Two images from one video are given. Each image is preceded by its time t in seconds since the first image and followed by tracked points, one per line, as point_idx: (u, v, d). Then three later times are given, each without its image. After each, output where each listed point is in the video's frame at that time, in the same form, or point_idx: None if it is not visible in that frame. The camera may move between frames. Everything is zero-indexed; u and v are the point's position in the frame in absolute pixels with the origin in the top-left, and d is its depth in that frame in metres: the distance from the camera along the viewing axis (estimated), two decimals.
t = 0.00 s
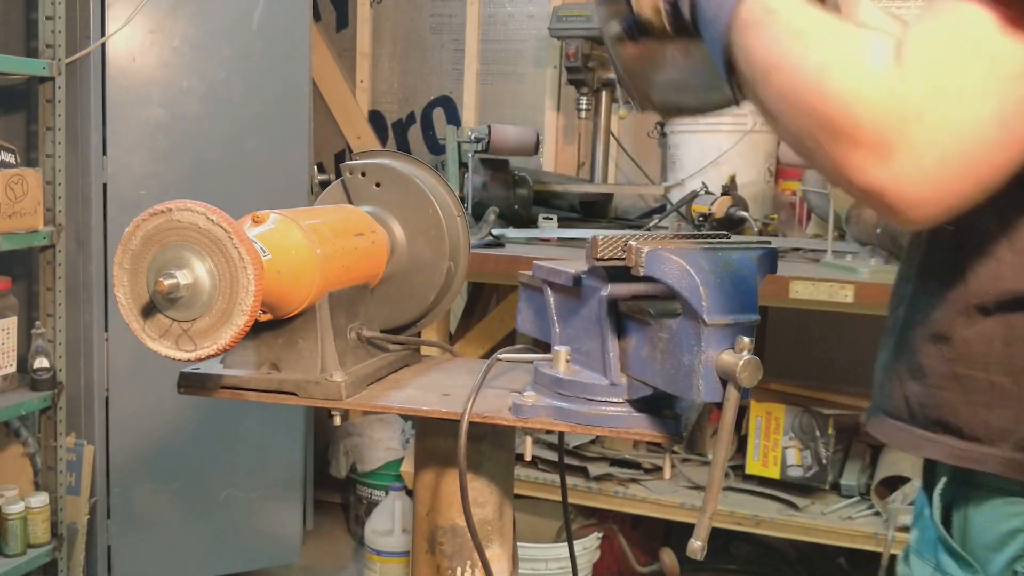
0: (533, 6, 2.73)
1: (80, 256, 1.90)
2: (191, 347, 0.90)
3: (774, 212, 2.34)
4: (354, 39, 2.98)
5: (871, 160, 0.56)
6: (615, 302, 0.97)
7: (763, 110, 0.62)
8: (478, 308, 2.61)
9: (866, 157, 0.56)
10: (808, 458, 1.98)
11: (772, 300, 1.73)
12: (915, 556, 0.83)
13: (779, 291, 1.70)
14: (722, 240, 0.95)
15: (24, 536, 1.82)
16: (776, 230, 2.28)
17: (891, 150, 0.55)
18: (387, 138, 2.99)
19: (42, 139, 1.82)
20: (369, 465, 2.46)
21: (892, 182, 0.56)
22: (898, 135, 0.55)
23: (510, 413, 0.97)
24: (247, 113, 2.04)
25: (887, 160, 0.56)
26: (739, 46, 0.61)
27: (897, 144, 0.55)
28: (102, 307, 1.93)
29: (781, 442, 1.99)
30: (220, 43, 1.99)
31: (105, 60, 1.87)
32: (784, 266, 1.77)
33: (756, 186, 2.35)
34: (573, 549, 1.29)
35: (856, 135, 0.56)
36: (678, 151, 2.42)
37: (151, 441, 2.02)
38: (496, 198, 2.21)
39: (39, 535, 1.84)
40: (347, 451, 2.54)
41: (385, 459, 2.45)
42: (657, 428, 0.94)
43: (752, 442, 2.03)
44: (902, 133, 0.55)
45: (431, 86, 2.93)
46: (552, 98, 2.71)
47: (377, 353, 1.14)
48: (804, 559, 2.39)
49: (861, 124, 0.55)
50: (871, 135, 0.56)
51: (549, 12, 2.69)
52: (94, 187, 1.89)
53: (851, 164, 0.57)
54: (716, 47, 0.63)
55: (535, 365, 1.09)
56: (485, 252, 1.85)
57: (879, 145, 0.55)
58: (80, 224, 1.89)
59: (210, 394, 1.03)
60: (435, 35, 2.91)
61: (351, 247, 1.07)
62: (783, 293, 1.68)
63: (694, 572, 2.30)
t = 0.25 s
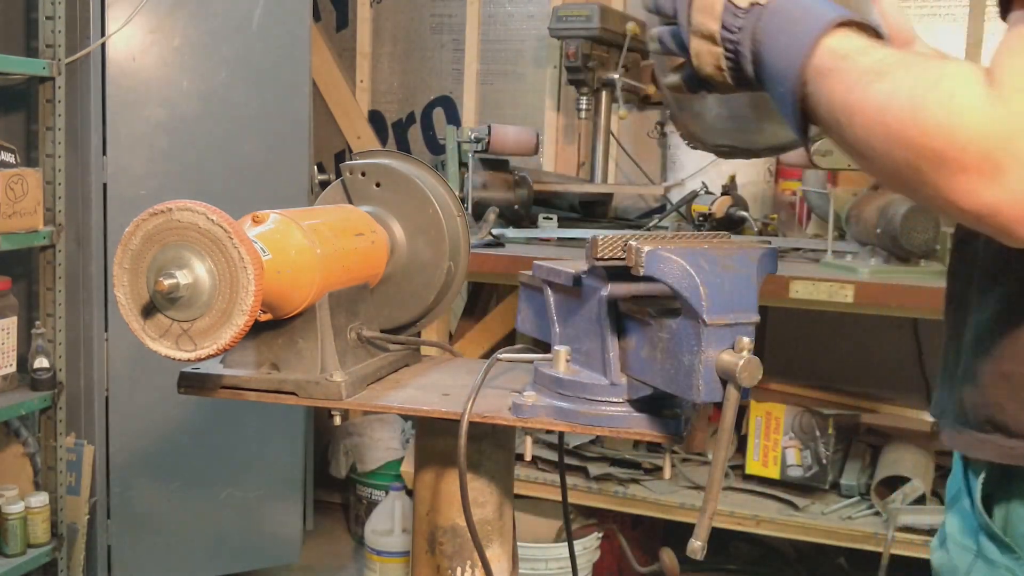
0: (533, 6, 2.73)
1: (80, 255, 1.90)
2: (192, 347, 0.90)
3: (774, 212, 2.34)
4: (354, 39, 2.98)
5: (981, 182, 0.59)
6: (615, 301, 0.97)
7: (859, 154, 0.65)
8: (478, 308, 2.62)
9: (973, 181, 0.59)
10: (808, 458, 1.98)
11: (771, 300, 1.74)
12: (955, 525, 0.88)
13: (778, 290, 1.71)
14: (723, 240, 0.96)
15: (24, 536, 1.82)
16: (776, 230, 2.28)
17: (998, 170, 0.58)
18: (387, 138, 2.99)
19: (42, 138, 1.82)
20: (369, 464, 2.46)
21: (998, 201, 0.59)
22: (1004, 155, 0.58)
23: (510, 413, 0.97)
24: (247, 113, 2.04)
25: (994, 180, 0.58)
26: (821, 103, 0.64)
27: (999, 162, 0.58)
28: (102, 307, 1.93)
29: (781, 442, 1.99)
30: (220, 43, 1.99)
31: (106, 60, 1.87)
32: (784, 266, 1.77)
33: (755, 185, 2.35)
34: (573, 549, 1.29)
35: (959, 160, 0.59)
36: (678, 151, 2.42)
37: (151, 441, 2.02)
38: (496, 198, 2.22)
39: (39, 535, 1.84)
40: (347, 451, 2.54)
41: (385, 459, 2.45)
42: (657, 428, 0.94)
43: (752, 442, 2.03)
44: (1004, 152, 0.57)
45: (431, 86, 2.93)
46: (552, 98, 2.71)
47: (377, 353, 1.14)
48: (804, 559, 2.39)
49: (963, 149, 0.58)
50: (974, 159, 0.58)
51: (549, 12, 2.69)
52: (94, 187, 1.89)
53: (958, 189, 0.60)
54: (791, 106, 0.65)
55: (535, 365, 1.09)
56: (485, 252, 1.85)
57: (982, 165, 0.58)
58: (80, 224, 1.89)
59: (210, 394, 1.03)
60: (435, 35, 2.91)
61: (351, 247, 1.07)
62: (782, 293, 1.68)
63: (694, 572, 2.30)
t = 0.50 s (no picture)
0: (533, 5, 2.73)
1: (80, 255, 1.90)
2: (192, 347, 0.90)
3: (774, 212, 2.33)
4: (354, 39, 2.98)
5: None
6: (615, 302, 0.97)
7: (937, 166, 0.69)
8: (478, 308, 2.62)
9: None
10: (808, 458, 1.97)
11: (771, 300, 1.74)
12: (983, 499, 0.91)
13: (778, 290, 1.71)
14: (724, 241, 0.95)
15: (24, 536, 1.82)
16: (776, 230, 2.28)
17: None
18: (387, 138, 2.99)
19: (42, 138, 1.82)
20: (369, 464, 2.46)
21: None
22: None
23: (511, 413, 0.97)
24: (247, 113, 2.04)
25: None
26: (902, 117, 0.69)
27: None
28: (102, 307, 1.93)
29: (781, 442, 1.99)
30: (220, 43, 1.99)
31: (106, 60, 1.87)
32: (784, 266, 1.77)
33: (756, 185, 2.35)
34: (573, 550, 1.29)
35: None
36: (678, 151, 2.42)
37: (152, 441, 2.02)
38: (496, 197, 2.21)
39: (39, 535, 1.84)
40: (347, 451, 2.54)
41: (385, 459, 2.45)
42: (657, 428, 0.93)
43: (752, 442, 2.03)
44: None
45: (431, 86, 2.93)
46: (552, 98, 2.70)
47: (377, 353, 1.14)
48: (804, 558, 2.39)
49: None
50: None
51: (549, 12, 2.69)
52: (94, 187, 1.89)
53: None
54: (857, 122, 0.70)
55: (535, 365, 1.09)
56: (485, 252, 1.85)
57: None
58: (80, 223, 1.89)
59: (210, 394, 1.03)
60: (435, 35, 2.91)
61: (351, 247, 1.07)
62: (782, 293, 1.68)
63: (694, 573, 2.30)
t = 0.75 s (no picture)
0: (533, 6, 2.73)
1: (80, 255, 1.90)
2: (192, 347, 0.90)
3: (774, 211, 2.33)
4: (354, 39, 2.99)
5: None
6: (615, 302, 0.97)
7: (1017, 169, 0.73)
8: (478, 308, 2.62)
9: None
10: (808, 458, 1.97)
11: (771, 300, 1.74)
12: None
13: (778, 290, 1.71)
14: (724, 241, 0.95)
15: (24, 536, 1.82)
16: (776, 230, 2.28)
17: None
18: (387, 138, 2.99)
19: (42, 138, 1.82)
20: (369, 464, 2.45)
21: None
22: None
23: (511, 413, 0.97)
24: (247, 112, 2.04)
25: None
26: (976, 127, 0.72)
27: None
28: (102, 307, 1.93)
29: (781, 442, 1.99)
30: (220, 43, 1.99)
31: (105, 60, 1.87)
32: (784, 266, 1.77)
33: (756, 185, 2.35)
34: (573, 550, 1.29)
35: None
36: (678, 151, 2.42)
37: (152, 441, 2.02)
38: (496, 197, 2.21)
39: (39, 535, 1.84)
40: (347, 451, 2.54)
41: (385, 459, 2.45)
42: (657, 428, 0.93)
43: (752, 442, 2.03)
44: None
45: (431, 86, 2.93)
46: (552, 98, 2.70)
47: (377, 353, 1.14)
48: (804, 559, 2.39)
49: None
50: None
51: (549, 12, 2.69)
52: (94, 187, 1.89)
53: None
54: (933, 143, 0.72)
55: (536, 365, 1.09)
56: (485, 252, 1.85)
57: None
58: (80, 224, 1.89)
59: (210, 394, 1.03)
60: (435, 35, 2.91)
61: (351, 247, 1.07)
62: (782, 293, 1.68)
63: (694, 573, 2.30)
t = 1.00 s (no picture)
0: (533, 6, 2.73)
1: (80, 256, 1.90)
2: (192, 348, 0.90)
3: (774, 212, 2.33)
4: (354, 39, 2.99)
5: None
6: (616, 302, 0.97)
7: None
8: (478, 308, 2.62)
9: None
10: (808, 458, 1.97)
11: (772, 300, 1.74)
12: None
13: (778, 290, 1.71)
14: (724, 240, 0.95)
15: (24, 536, 1.82)
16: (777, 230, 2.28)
17: None
18: (387, 138, 2.99)
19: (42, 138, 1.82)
20: (369, 465, 2.45)
21: None
22: None
23: (511, 413, 0.97)
24: (247, 112, 2.04)
25: None
26: None
27: None
28: (102, 307, 1.93)
29: (781, 442, 1.99)
30: (220, 43, 1.99)
31: (106, 60, 1.87)
32: (784, 266, 1.77)
33: (756, 185, 2.34)
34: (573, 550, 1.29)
35: None
36: (678, 151, 2.42)
37: (152, 441, 2.02)
38: (496, 198, 2.21)
39: (39, 535, 1.84)
40: (348, 451, 2.54)
41: (385, 459, 2.45)
42: (657, 428, 0.93)
43: (752, 442, 2.03)
44: None
45: (431, 86, 2.93)
46: (552, 98, 2.70)
47: (377, 353, 1.14)
48: (804, 559, 2.39)
49: None
50: None
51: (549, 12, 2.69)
52: (94, 187, 1.89)
53: None
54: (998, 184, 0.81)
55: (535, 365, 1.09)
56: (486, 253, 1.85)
57: None
58: (80, 224, 1.89)
59: (210, 394, 1.03)
60: (435, 35, 2.91)
61: (351, 247, 1.07)
62: (782, 293, 1.68)
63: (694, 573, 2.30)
